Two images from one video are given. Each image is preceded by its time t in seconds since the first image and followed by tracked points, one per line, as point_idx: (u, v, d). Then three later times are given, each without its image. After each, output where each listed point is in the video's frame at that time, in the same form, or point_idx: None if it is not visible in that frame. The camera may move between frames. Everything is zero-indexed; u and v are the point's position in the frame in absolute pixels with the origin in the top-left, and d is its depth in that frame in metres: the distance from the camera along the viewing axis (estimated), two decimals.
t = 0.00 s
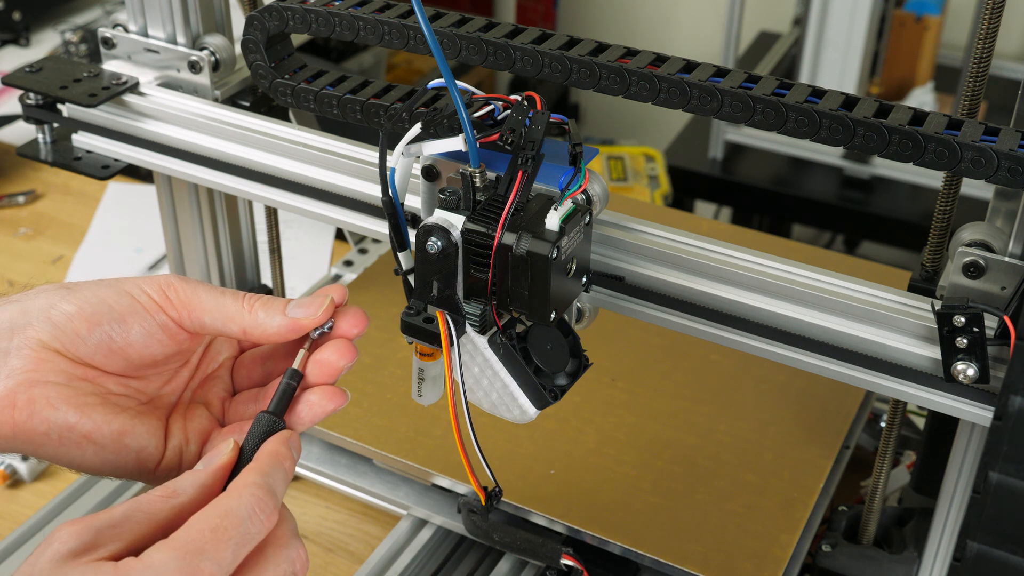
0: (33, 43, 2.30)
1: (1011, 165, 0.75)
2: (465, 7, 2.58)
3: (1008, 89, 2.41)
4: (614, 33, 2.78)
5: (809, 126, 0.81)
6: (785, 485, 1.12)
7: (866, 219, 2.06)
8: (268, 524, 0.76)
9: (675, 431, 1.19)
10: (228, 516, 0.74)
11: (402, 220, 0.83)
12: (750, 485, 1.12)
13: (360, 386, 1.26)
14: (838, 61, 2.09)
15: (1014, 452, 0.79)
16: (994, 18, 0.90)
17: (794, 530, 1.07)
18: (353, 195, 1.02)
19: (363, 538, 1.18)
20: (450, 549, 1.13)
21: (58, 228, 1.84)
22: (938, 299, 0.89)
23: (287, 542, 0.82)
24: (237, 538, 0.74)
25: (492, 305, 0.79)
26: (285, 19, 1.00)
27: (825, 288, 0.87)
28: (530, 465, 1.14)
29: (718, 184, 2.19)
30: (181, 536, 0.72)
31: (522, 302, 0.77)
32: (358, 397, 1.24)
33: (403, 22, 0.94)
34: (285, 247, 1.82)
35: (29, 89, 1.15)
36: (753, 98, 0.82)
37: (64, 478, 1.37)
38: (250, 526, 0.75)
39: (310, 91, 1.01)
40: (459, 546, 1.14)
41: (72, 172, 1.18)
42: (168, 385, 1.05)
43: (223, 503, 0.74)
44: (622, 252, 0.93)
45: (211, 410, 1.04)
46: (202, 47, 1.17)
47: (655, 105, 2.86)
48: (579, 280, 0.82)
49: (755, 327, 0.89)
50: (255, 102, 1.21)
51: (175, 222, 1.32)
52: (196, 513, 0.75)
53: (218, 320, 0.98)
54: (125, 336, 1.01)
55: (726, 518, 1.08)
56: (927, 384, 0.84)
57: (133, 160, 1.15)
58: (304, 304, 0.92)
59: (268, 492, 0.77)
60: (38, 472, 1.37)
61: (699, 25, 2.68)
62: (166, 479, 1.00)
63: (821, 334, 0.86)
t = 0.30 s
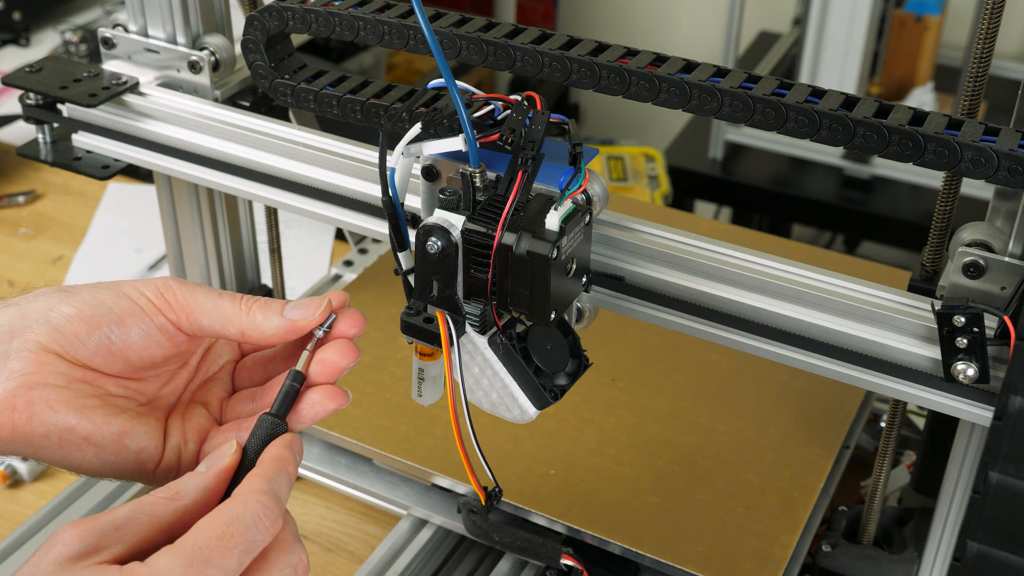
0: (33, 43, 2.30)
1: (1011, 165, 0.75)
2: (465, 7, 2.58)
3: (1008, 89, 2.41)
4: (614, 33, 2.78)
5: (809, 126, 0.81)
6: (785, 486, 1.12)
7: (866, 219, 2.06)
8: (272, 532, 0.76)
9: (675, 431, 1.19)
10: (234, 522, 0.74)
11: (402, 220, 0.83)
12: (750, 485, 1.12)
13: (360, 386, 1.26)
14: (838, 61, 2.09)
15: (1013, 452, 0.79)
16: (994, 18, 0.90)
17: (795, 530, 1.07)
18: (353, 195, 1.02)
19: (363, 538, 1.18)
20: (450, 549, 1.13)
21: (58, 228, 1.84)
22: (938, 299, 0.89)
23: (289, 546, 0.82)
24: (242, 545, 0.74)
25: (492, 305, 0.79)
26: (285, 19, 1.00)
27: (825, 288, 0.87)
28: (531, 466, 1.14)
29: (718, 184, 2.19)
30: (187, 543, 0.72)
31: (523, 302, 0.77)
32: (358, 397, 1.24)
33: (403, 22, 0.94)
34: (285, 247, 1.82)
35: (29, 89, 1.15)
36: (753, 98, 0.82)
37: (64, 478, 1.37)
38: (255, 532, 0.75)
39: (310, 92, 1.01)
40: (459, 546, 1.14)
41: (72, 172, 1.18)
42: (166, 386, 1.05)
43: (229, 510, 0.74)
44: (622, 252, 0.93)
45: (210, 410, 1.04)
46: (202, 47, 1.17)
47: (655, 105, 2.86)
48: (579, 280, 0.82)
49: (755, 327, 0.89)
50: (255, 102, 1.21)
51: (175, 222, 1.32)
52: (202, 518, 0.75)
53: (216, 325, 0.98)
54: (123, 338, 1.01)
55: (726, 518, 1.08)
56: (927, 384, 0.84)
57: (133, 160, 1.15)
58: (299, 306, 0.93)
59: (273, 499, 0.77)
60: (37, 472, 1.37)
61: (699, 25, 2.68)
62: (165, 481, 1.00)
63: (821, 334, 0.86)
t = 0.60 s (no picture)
0: (33, 43, 2.30)
1: (1011, 165, 0.75)
2: (465, 7, 2.58)
3: (1008, 89, 2.41)
4: (614, 33, 2.78)
5: (809, 126, 0.81)
6: (785, 486, 1.12)
7: (866, 219, 2.06)
8: (286, 528, 0.77)
9: (675, 431, 1.19)
10: (249, 515, 0.74)
11: (402, 220, 0.83)
12: (750, 485, 1.12)
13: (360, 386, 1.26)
14: (838, 61, 2.09)
15: (1013, 452, 0.78)
16: (994, 18, 0.90)
17: (795, 530, 1.07)
18: (353, 195, 1.02)
19: (363, 538, 1.18)
20: (450, 549, 1.13)
21: (58, 228, 1.84)
22: (938, 299, 0.89)
23: (302, 543, 0.83)
24: (256, 539, 0.74)
25: (492, 305, 0.79)
26: (285, 19, 1.00)
27: (825, 288, 0.87)
28: (531, 465, 1.15)
29: (719, 184, 2.19)
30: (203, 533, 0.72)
31: (523, 302, 0.77)
32: (358, 397, 1.24)
33: (403, 22, 0.94)
34: (285, 248, 1.82)
35: (29, 89, 1.15)
36: (753, 98, 0.82)
37: (64, 478, 1.37)
38: (269, 526, 0.75)
39: (310, 91, 1.01)
40: (459, 546, 1.14)
41: (72, 172, 1.18)
42: (169, 390, 1.05)
43: (245, 503, 0.75)
44: (622, 252, 0.93)
45: (212, 414, 1.04)
46: (202, 47, 1.17)
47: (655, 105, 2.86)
48: (579, 280, 0.82)
49: (756, 327, 0.89)
50: (256, 102, 1.21)
51: (175, 222, 1.32)
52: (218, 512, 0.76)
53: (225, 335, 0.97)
54: (134, 347, 1.00)
55: (727, 518, 1.08)
56: (927, 383, 0.84)
57: (133, 160, 1.15)
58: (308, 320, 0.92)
59: (288, 495, 0.77)
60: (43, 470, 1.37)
61: (699, 25, 2.68)
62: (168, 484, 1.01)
63: (821, 334, 0.86)
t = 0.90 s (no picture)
0: (32, 43, 2.30)
1: (1011, 165, 0.75)
2: (465, 6, 2.58)
3: (1008, 89, 2.41)
4: (614, 33, 2.78)
5: (809, 126, 0.81)
6: (786, 486, 1.12)
7: (866, 219, 2.06)
8: (303, 468, 0.74)
9: (675, 430, 1.19)
10: (261, 453, 0.73)
11: (402, 220, 0.83)
12: (751, 484, 1.12)
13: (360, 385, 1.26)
14: (838, 61, 2.09)
15: (1014, 452, 0.78)
16: (994, 18, 0.90)
17: (795, 530, 1.07)
18: (353, 195, 1.02)
19: (363, 537, 1.18)
20: (450, 549, 1.13)
21: (58, 228, 1.84)
22: (938, 299, 0.89)
23: (327, 493, 0.79)
24: (269, 474, 0.73)
25: (491, 305, 0.79)
26: (285, 19, 1.00)
27: (825, 288, 0.87)
28: (531, 465, 1.14)
29: (719, 184, 2.19)
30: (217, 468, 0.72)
31: (523, 302, 0.77)
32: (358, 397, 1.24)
33: (403, 22, 0.94)
34: (285, 248, 1.82)
35: (29, 89, 1.15)
36: (753, 98, 0.82)
37: (65, 478, 1.37)
38: (283, 463, 0.73)
39: (310, 91, 1.01)
40: (459, 546, 1.14)
41: (72, 172, 1.18)
42: (196, 357, 1.07)
43: (260, 442, 0.74)
44: (623, 252, 0.93)
45: (236, 384, 1.08)
46: (202, 47, 1.17)
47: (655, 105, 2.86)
48: (579, 280, 0.82)
49: (755, 327, 0.89)
50: (255, 102, 1.21)
51: (175, 222, 1.32)
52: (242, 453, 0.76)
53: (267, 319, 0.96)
54: (174, 327, 1.01)
55: (728, 518, 1.08)
56: (927, 384, 0.84)
57: (133, 160, 1.15)
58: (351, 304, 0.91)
59: (304, 439, 0.75)
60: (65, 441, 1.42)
61: (699, 25, 2.68)
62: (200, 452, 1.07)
63: (821, 334, 0.86)
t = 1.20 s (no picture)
0: (32, 43, 2.30)
1: (1011, 165, 0.75)
2: (465, 6, 2.58)
3: (1008, 89, 2.41)
4: (614, 33, 2.78)
5: (809, 126, 0.81)
6: (786, 486, 1.12)
7: (866, 219, 2.06)
8: (327, 421, 0.72)
9: (675, 430, 1.19)
10: (284, 407, 0.73)
11: (402, 220, 0.83)
12: (751, 484, 1.12)
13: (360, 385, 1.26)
14: (838, 61, 2.09)
15: (1014, 452, 0.78)
16: (994, 18, 0.90)
17: (795, 530, 1.07)
18: (353, 195, 1.02)
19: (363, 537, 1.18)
20: (450, 550, 1.12)
21: (58, 228, 1.84)
22: (938, 299, 0.89)
23: (355, 449, 0.78)
24: (294, 428, 0.72)
25: (492, 305, 0.79)
26: (285, 19, 1.00)
27: (825, 288, 0.87)
28: (531, 465, 1.15)
29: (719, 184, 2.19)
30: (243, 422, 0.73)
31: (523, 302, 0.77)
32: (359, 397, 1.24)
33: (403, 22, 0.94)
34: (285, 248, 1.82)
35: (29, 89, 1.15)
36: (753, 98, 0.82)
37: (65, 478, 1.37)
38: (306, 418, 0.72)
39: (310, 92, 1.01)
40: (460, 546, 1.13)
41: (72, 172, 1.18)
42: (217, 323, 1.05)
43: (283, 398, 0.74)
44: (623, 252, 0.93)
45: (251, 351, 1.08)
46: (202, 48, 1.18)
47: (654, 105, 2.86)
48: (580, 280, 0.82)
49: (755, 327, 0.89)
50: (255, 102, 1.21)
51: (175, 222, 1.32)
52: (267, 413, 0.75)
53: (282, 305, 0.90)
54: (195, 307, 0.98)
55: (728, 518, 1.08)
56: (927, 384, 0.83)
57: (133, 160, 1.15)
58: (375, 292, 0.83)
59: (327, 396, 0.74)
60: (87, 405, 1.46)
61: (699, 25, 2.68)
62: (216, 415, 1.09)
63: (821, 334, 0.86)
